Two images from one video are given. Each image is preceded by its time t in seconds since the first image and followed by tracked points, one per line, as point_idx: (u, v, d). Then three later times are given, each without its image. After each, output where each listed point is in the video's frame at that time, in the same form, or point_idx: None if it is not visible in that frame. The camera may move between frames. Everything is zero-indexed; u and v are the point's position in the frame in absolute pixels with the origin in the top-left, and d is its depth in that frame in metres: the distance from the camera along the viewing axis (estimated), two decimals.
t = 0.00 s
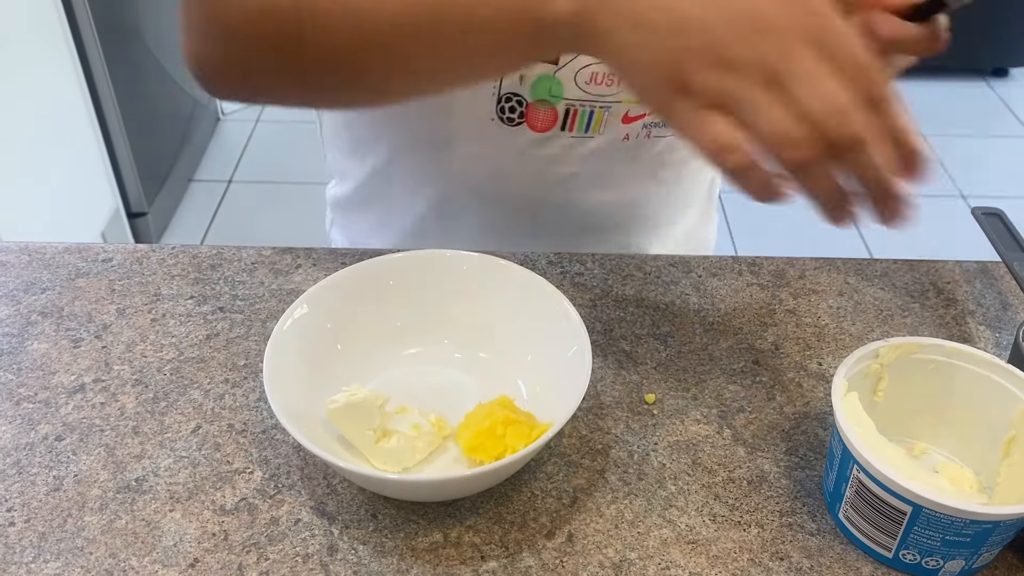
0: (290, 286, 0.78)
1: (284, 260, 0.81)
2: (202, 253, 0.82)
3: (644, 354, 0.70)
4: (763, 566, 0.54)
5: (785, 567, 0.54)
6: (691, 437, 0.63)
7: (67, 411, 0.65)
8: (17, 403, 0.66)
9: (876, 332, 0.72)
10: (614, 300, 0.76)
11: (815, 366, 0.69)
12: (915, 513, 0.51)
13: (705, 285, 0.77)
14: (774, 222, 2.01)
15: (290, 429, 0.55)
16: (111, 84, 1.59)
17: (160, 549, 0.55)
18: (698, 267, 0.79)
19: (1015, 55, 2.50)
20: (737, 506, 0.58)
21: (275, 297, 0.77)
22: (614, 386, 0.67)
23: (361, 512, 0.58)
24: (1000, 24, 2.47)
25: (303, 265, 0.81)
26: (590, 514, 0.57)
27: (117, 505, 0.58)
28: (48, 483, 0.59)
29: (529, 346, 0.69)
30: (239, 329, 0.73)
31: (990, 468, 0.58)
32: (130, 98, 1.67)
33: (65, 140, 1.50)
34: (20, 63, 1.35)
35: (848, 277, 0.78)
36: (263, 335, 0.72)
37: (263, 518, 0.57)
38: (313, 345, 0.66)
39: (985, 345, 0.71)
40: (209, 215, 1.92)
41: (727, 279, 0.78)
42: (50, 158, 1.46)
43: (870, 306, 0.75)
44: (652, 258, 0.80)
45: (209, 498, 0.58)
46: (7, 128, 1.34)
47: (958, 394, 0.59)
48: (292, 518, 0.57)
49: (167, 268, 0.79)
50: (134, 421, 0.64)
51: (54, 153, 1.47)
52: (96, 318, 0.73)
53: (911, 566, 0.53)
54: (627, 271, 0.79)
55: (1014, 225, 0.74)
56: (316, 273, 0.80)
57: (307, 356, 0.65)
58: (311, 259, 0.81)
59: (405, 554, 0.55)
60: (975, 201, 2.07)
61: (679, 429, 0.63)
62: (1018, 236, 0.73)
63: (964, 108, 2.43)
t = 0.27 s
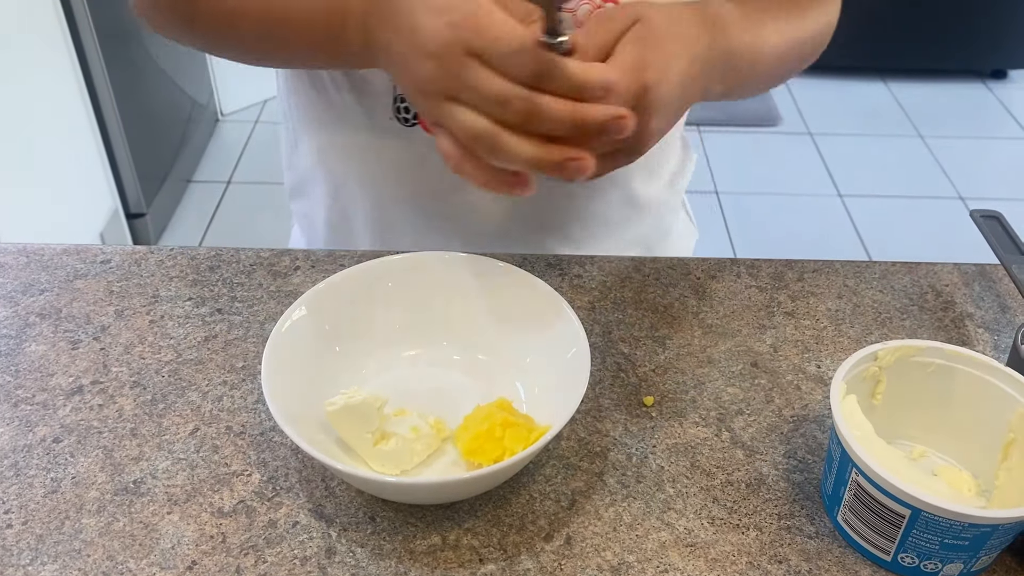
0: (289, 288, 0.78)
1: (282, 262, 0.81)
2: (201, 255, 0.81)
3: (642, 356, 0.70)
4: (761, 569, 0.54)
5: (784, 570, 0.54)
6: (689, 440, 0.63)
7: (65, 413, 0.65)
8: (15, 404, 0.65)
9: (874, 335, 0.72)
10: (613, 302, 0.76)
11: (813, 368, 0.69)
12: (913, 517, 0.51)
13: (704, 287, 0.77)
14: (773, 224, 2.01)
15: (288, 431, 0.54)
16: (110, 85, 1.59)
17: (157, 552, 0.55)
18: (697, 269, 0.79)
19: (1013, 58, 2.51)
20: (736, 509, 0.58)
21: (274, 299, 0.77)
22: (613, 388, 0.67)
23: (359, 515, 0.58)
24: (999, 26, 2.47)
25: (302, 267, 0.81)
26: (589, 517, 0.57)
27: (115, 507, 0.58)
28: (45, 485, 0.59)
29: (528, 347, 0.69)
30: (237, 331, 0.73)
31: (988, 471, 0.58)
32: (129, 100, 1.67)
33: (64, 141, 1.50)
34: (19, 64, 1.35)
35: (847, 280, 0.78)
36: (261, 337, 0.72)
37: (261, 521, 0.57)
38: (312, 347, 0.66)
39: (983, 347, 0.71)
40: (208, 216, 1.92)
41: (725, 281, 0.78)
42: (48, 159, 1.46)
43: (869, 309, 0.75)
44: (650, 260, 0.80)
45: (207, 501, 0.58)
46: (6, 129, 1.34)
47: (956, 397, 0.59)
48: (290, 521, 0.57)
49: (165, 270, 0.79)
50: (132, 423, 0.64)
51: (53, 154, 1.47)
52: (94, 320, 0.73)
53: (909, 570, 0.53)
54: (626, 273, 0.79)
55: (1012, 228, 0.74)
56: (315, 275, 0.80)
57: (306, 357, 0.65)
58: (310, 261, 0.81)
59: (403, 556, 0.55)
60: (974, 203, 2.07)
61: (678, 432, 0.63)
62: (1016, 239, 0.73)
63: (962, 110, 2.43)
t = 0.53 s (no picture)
0: (288, 286, 0.78)
1: (282, 260, 0.81)
2: (200, 253, 0.81)
3: (642, 355, 0.70)
4: (763, 568, 0.54)
5: (785, 570, 0.54)
6: (690, 439, 0.62)
7: (65, 411, 0.65)
8: (14, 403, 0.65)
9: (875, 334, 0.72)
10: (613, 301, 0.76)
11: (814, 368, 0.69)
12: (915, 516, 0.50)
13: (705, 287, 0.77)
14: (773, 225, 2.01)
15: (289, 431, 0.54)
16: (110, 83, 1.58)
17: (157, 550, 0.55)
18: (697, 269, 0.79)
19: (1012, 59, 2.51)
20: (737, 508, 0.57)
21: (273, 298, 0.76)
22: (614, 387, 0.67)
23: (360, 513, 0.58)
24: (998, 27, 2.47)
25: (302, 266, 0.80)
26: (590, 515, 0.57)
27: (115, 506, 0.58)
28: (45, 483, 0.59)
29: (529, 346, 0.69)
30: (237, 329, 0.73)
31: (988, 470, 0.58)
32: (129, 99, 1.67)
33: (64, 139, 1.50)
34: (19, 61, 1.34)
35: (847, 279, 0.78)
36: (261, 335, 0.72)
37: (261, 519, 0.57)
38: (312, 345, 0.65)
39: (984, 347, 0.71)
40: (208, 215, 1.92)
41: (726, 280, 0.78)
42: (48, 157, 1.45)
43: (870, 308, 0.75)
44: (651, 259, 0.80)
45: (207, 499, 0.58)
46: (6, 129, 1.34)
47: (957, 396, 0.59)
48: (290, 519, 0.57)
49: (165, 268, 0.79)
50: (132, 422, 0.64)
51: (53, 153, 1.47)
52: (93, 318, 0.73)
53: (910, 569, 0.53)
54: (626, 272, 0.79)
55: (1013, 227, 0.74)
56: (315, 274, 0.80)
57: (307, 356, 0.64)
58: (310, 260, 0.81)
59: (403, 555, 0.55)
60: (973, 204, 2.07)
61: (678, 431, 0.63)
62: (1017, 239, 0.73)
63: (962, 110, 2.43)
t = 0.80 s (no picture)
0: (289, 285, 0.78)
1: (282, 259, 0.81)
2: (201, 252, 0.81)
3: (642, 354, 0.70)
4: (763, 567, 0.54)
5: (784, 568, 0.54)
6: (690, 438, 0.63)
7: (65, 410, 0.65)
8: (15, 401, 0.65)
9: (875, 333, 0.72)
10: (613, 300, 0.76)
11: (814, 367, 0.69)
12: (914, 514, 0.51)
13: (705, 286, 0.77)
14: (772, 225, 2.01)
15: (290, 430, 0.54)
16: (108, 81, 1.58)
17: (158, 548, 0.55)
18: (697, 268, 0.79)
19: (1011, 60, 2.51)
20: (737, 506, 0.58)
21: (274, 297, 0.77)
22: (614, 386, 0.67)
23: (360, 512, 0.58)
24: (998, 28, 2.48)
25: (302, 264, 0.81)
26: (590, 514, 0.57)
27: (115, 504, 0.58)
28: (46, 481, 0.59)
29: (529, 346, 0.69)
30: (237, 328, 0.73)
31: (988, 469, 0.58)
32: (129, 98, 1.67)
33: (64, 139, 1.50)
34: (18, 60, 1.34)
35: (847, 279, 0.78)
36: (261, 334, 0.72)
37: (262, 518, 0.57)
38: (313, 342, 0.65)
39: (984, 346, 0.71)
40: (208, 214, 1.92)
41: (726, 280, 0.78)
42: (48, 156, 1.45)
43: (869, 308, 0.75)
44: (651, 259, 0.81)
45: (208, 498, 0.58)
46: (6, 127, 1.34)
47: (956, 395, 0.59)
48: (291, 517, 0.57)
49: (165, 267, 0.79)
50: (132, 420, 0.64)
51: (53, 153, 1.47)
52: (94, 317, 0.73)
53: (910, 567, 0.53)
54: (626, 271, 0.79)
55: (1013, 227, 0.74)
56: (315, 273, 0.80)
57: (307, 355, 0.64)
58: (310, 258, 0.81)
59: (404, 553, 0.55)
60: (972, 204, 2.07)
61: (679, 430, 0.63)
62: (1017, 239, 0.73)
63: (961, 111, 2.43)
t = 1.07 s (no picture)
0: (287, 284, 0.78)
1: (281, 258, 0.81)
2: (198, 252, 0.81)
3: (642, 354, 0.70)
4: (762, 567, 0.54)
5: (783, 568, 0.54)
6: (689, 439, 0.62)
7: (62, 409, 0.64)
8: (12, 401, 0.65)
9: (875, 333, 0.72)
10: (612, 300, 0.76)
11: (814, 367, 0.69)
12: (915, 515, 0.50)
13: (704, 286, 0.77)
14: (772, 225, 2.01)
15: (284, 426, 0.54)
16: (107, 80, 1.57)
17: (155, 548, 0.55)
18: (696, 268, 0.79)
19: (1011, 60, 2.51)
20: (736, 507, 0.57)
21: (272, 296, 0.76)
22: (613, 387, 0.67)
23: (358, 512, 0.57)
24: (998, 28, 2.48)
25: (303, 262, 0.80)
26: (589, 514, 0.57)
27: (112, 504, 0.57)
28: (42, 481, 0.59)
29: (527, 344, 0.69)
30: (235, 328, 0.73)
31: (988, 469, 0.58)
32: (127, 97, 1.67)
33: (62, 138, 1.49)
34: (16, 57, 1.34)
35: (847, 278, 0.78)
36: (259, 333, 0.72)
37: (260, 517, 0.57)
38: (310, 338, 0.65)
39: (984, 346, 0.71)
40: (207, 213, 1.92)
41: (725, 279, 0.78)
42: (47, 156, 1.45)
43: (869, 308, 0.75)
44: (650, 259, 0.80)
45: (205, 498, 0.58)
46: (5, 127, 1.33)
47: (956, 395, 0.59)
48: (288, 518, 0.57)
49: (163, 266, 0.79)
50: (129, 420, 0.64)
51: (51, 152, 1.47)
52: (91, 316, 0.73)
53: (910, 568, 0.53)
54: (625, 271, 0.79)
55: (1013, 227, 0.74)
56: (314, 272, 0.79)
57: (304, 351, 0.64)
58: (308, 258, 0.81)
59: (402, 553, 0.55)
60: (971, 204, 2.07)
61: (678, 430, 0.63)
62: (1017, 238, 0.73)
63: (960, 111, 2.43)
